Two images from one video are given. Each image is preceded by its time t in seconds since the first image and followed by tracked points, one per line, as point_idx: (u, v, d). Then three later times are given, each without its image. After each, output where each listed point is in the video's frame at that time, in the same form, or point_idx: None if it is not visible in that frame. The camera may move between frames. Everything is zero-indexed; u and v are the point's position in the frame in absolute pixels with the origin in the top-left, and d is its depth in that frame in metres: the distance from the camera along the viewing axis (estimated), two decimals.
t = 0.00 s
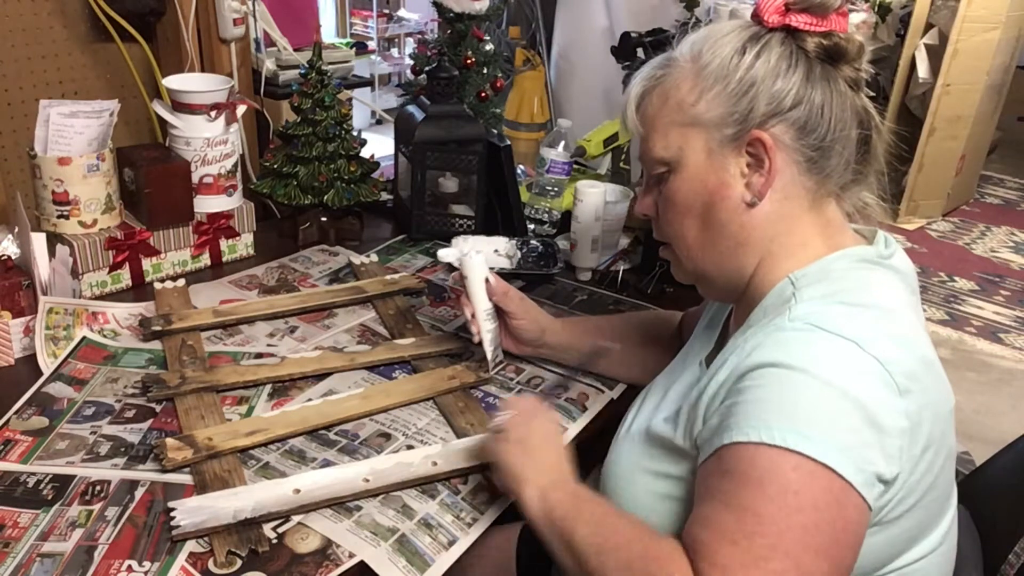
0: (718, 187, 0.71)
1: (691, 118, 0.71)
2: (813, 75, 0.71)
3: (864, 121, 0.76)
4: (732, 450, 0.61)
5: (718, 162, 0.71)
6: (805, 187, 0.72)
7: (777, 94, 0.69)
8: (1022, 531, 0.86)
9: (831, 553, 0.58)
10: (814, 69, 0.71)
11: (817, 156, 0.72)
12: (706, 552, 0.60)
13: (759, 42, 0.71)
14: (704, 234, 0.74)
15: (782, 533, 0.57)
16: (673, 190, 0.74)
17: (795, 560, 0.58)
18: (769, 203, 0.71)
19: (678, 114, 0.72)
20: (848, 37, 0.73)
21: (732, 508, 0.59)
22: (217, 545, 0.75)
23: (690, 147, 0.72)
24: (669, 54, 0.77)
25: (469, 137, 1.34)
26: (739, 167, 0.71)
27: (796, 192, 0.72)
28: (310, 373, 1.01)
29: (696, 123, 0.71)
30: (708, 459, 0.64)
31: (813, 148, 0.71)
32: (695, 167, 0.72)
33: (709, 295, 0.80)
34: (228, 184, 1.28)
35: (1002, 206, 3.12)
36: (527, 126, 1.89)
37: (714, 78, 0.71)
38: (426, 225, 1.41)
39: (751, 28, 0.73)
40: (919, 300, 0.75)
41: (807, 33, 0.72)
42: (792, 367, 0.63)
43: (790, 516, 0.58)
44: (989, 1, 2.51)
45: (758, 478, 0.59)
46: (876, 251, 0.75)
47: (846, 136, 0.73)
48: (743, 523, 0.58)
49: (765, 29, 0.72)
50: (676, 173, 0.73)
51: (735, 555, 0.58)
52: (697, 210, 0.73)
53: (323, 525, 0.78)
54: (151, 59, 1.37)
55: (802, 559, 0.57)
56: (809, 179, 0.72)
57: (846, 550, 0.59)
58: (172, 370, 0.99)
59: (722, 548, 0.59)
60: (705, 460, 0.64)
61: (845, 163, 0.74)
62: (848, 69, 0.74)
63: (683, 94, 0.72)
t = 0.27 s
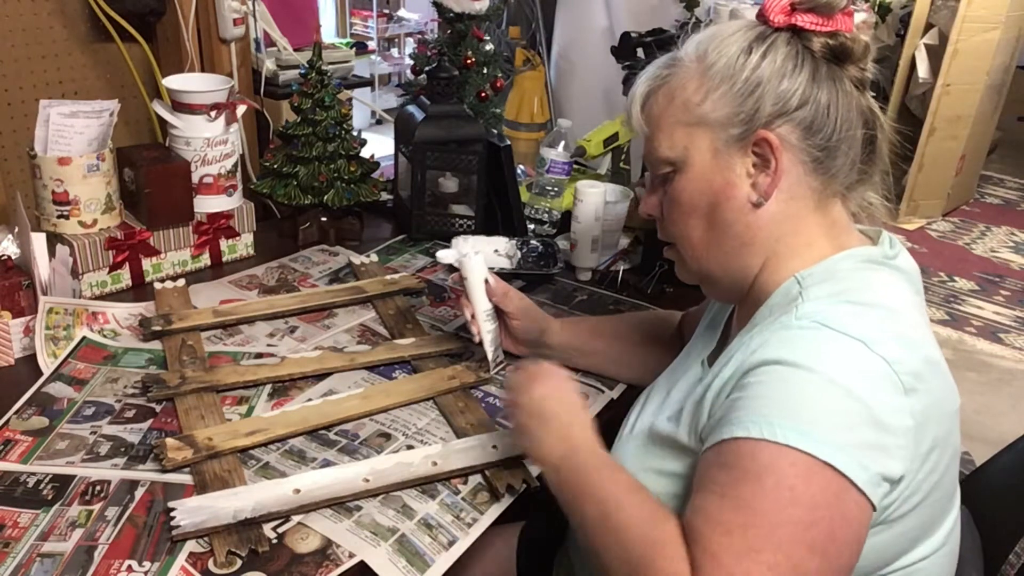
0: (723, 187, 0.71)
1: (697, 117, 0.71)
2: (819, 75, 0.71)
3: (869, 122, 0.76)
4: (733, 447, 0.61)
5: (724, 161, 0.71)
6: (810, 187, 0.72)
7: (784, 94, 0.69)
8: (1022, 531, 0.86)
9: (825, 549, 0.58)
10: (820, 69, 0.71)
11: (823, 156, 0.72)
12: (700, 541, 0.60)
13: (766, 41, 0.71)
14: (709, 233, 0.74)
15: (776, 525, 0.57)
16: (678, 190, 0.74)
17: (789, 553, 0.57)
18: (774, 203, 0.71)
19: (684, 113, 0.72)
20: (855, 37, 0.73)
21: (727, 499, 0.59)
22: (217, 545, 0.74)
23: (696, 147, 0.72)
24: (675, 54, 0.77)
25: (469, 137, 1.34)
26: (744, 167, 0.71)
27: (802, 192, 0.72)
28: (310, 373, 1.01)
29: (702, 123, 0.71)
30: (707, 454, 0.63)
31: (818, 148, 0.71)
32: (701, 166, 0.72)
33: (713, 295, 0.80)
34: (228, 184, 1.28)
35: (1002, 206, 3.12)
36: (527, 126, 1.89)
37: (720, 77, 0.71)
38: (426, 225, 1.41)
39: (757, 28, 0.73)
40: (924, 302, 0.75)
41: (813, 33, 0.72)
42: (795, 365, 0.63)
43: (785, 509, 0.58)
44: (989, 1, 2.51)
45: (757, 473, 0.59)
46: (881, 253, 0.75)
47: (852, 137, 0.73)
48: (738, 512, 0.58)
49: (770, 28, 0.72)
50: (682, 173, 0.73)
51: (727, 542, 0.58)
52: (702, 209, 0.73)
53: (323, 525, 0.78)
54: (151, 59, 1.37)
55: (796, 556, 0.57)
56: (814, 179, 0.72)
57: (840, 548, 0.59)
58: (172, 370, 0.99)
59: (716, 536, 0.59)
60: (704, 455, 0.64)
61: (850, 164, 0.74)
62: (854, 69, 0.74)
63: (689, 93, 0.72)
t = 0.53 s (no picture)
0: (721, 184, 0.71)
1: (697, 115, 0.71)
2: (818, 75, 0.71)
3: (869, 122, 0.76)
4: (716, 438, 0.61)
5: (722, 158, 0.71)
6: (809, 186, 0.72)
7: (782, 92, 0.69)
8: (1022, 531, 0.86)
9: (796, 548, 0.58)
10: (819, 68, 0.71)
11: (820, 155, 0.72)
12: (668, 532, 0.60)
13: (765, 40, 0.71)
14: (706, 231, 0.74)
15: (748, 522, 0.57)
16: (678, 187, 0.74)
17: (757, 551, 0.57)
18: (772, 201, 0.71)
19: (684, 110, 0.72)
20: (854, 38, 0.73)
21: (701, 493, 0.59)
22: (217, 545, 0.74)
23: (695, 145, 0.72)
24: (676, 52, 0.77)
25: (469, 138, 1.34)
26: (742, 164, 0.71)
27: (800, 190, 0.72)
28: (310, 373, 1.01)
29: (701, 120, 0.71)
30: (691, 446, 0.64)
31: (816, 146, 0.71)
32: (700, 163, 0.72)
33: (711, 293, 0.80)
34: (228, 184, 1.28)
35: (1002, 206, 3.12)
36: (527, 126, 1.89)
37: (719, 75, 0.71)
38: (426, 225, 1.41)
39: (758, 26, 0.73)
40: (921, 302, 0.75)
41: (813, 33, 0.72)
42: (784, 361, 0.63)
43: (758, 506, 0.57)
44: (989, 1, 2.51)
45: (735, 467, 0.59)
46: (878, 252, 0.75)
47: (851, 136, 0.73)
48: (709, 506, 0.59)
49: (771, 28, 0.72)
50: (681, 170, 0.73)
51: (696, 538, 0.58)
52: (700, 207, 0.73)
53: (323, 525, 0.78)
54: (151, 59, 1.37)
55: (765, 549, 0.58)
56: (813, 178, 0.72)
57: (812, 548, 0.59)
58: (172, 370, 0.99)
59: (686, 530, 0.59)
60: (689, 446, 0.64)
61: (849, 163, 0.74)
62: (854, 70, 0.74)
63: (689, 90, 0.72)
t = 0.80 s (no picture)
0: (710, 180, 0.71)
1: (687, 111, 0.72)
2: (806, 74, 0.71)
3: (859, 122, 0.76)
4: (704, 425, 0.61)
5: (712, 154, 0.71)
6: (798, 182, 0.72)
7: (770, 89, 0.69)
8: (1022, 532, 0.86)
9: (775, 537, 0.58)
10: (807, 67, 0.71)
11: (809, 151, 0.72)
12: (647, 515, 0.59)
13: (755, 40, 0.71)
14: (696, 226, 0.74)
15: (733, 507, 0.57)
16: (669, 183, 0.74)
17: (739, 538, 0.57)
18: (760, 196, 0.71)
19: (674, 106, 0.72)
20: (844, 39, 0.73)
21: (689, 475, 0.58)
22: (217, 545, 0.75)
23: (685, 142, 0.72)
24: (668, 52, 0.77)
25: (469, 138, 1.34)
26: (731, 159, 0.71)
27: (788, 186, 0.72)
28: (310, 373, 1.01)
29: (690, 116, 0.71)
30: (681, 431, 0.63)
31: (805, 143, 0.71)
32: (689, 159, 0.72)
33: (704, 289, 0.80)
34: (228, 184, 1.28)
35: (1002, 206, 3.12)
36: (527, 126, 1.89)
37: (709, 72, 0.71)
38: (426, 225, 1.41)
39: (748, 26, 0.73)
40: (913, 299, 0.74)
41: (802, 33, 0.72)
42: (774, 350, 0.62)
43: (745, 492, 0.57)
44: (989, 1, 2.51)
45: (726, 451, 0.58)
46: (869, 248, 0.75)
47: (839, 133, 0.73)
48: (695, 489, 0.58)
49: (761, 28, 0.72)
50: (672, 167, 0.73)
51: (680, 521, 0.57)
52: (690, 202, 0.73)
53: (322, 525, 0.78)
54: (151, 59, 1.37)
55: (748, 535, 0.57)
56: (801, 174, 0.72)
57: (789, 538, 0.59)
58: (172, 370, 0.99)
59: (670, 512, 0.58)
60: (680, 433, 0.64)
61: (837, 160, 0.74)
62: (843, 70, 0.74)
63: (680, 87, 0.72)
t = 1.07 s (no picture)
0: (691, 178, 0.72)
1: (668, 113, 0.72)
2: (783, 74, 0.71)
3: (840, 120, 0.76)
4: (698, 406, 0.60)
5: (692, 153, 0.71)
6: (777, 178, 0.72)
7: (746, 88, 0.70)
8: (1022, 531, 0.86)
9: (787, 511, 0.57)
10: (784, 67, 0.72)
11: (787, 147, 0.71)
12: (661, 496, 0.59)
13: (732, 43, 0.72)
14: (680, 224, 0.74)
15: (739, 482, 0.56)
16: (652, 184, 0.74)
17: (752, 514, 0.56)
18: (742, 192, 0.71)
19: (655, 108, 0.73)
20: (823, 41, 0.74)
21: (690, 457, 0.58)
22: (217, 545, 0.74)
23: (667, 143, 0.72)
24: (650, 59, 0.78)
25: (469, 138, 1.34)
26: (712, 157, 0.71)
27: (768, 182, 0.72)
28: (310, 373, 1.01)
29: (670, 116, 0.72)
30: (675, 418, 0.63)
31: (784, 139, 0.71)
32: (670, 157, 0.72)
33: (693, 289, 0.80)
34: (228, 184, 1.28)
35: (1002, 206, 3.12)
36: (527, 126, 1.89)
37: (689, 72, 0.72)
38: (426, 225, 1.41)
39: (725, 30, 0.74)
40: (902, 292, 0.74)
41: (779, 35, 0.72)
42: (761, 335, 0.62)
43: (749, 467, 0.56)
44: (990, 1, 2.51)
45: (720, 433, 0.58)
46: (859, 241, 0.75)
47: (819, 129, 0.73)
48: (698, 466, 0.57)
49: (738, 32, 0.73)
50: (655, 168, 0.74)
51: (689, 505, 0.57)
52: (673, 202, 0.73)
53: (322, 525, 0.78)
54: (151, 59, 1.37)
55: (756, 510, 0.56)
56: (781, 170, 0.72)
57: (801, 514, 0.58)
58: (172, 370, 0.99)
59: (677, 492, 0.58)
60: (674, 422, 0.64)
61: (818, 155, 0.73)
62: (821, 71, 0.74)
63: (661, 89, 0.73)
